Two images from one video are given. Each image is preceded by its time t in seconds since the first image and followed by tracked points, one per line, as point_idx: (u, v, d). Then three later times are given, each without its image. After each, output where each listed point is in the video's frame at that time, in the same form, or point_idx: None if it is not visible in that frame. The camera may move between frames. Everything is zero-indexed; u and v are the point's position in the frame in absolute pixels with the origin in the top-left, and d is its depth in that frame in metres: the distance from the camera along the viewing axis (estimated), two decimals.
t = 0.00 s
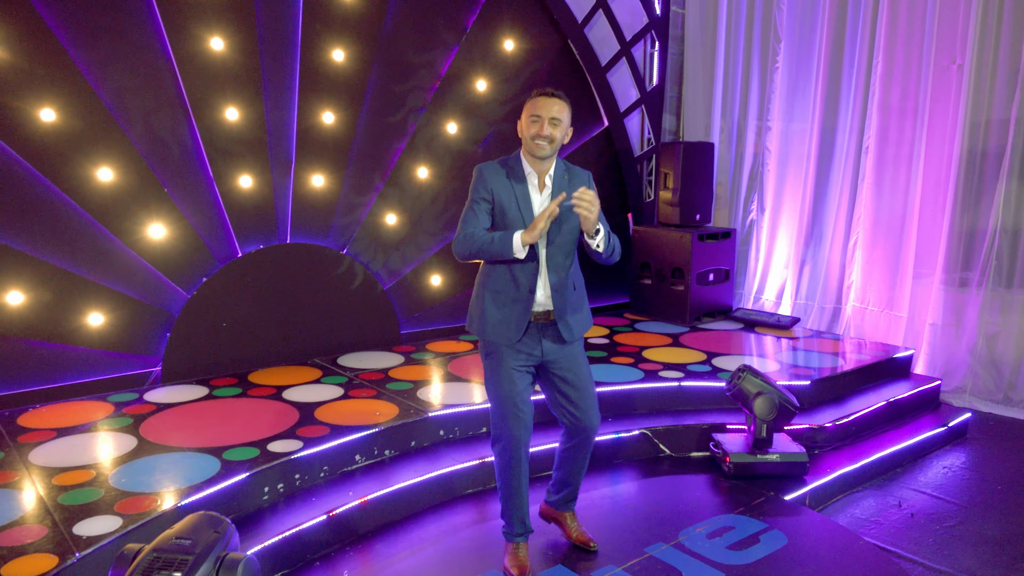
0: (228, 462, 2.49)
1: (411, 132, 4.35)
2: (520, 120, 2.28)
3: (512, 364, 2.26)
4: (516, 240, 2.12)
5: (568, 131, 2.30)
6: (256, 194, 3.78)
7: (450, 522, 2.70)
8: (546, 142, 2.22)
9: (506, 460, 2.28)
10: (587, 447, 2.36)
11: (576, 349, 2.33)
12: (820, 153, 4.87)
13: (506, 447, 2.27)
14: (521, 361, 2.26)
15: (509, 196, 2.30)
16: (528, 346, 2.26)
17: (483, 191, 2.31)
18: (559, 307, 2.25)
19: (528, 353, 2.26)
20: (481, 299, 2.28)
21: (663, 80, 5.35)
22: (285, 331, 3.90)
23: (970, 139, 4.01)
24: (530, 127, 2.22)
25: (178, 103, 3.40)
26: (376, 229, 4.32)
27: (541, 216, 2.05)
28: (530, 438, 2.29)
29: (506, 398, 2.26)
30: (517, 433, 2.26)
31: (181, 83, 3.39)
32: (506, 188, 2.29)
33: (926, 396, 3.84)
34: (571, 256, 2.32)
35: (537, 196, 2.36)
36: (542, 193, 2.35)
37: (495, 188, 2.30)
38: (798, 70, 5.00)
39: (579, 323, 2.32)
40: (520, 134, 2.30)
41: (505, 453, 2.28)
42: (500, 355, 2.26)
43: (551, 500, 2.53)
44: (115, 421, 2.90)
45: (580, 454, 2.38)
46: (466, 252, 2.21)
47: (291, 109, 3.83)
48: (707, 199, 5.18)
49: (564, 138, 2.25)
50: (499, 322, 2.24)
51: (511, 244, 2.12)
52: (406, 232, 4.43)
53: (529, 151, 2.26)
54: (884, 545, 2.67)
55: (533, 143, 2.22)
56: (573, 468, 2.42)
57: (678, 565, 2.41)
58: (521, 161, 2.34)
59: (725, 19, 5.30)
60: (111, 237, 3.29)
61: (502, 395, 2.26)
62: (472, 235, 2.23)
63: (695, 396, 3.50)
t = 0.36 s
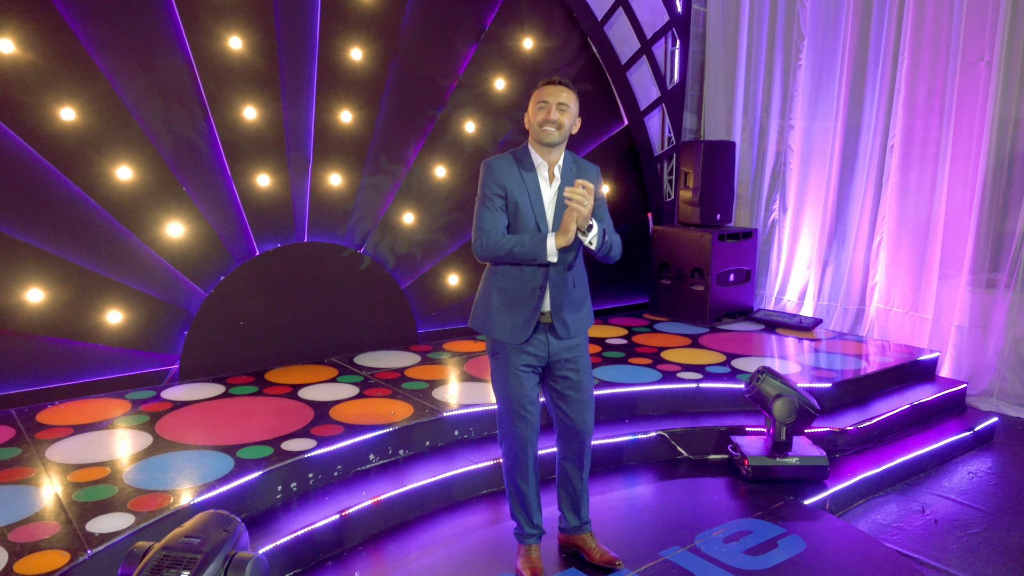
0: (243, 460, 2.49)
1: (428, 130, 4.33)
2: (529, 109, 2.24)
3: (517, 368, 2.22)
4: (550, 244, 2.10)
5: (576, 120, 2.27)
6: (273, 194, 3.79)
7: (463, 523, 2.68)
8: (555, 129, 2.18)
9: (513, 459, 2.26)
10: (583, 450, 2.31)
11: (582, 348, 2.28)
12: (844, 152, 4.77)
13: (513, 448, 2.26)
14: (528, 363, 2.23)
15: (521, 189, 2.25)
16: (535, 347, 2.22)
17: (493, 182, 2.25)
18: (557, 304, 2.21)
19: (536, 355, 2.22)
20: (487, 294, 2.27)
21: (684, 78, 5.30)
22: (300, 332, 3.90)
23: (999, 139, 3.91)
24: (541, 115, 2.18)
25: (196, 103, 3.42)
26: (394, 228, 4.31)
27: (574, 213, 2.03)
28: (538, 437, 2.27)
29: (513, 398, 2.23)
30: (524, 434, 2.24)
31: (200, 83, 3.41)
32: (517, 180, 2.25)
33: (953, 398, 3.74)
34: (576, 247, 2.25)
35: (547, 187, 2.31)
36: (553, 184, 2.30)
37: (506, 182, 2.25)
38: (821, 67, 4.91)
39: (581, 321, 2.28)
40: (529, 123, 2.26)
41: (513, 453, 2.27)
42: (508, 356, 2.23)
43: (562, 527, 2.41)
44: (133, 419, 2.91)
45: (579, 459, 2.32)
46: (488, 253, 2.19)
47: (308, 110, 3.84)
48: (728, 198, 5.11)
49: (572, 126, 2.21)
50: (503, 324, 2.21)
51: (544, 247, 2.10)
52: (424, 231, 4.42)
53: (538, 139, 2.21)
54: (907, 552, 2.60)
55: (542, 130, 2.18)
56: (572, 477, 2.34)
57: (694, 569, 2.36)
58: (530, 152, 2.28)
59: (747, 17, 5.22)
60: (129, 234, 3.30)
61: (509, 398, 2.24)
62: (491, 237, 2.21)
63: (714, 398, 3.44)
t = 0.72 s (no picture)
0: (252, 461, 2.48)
1: (443, 130, 4.31)
2: (545, 117, 2.22)
3: (539, 373, 2.19)
4: (558, 238, 2.03)
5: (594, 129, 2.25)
6: (288, 194, 3.80)
7: (474, 526, 2.65)
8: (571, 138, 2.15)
9: (528, 468, 2.22)
10: (624, 452, 2.26)
11: (604, 353, 2.27)
12: (866, 152, 4.68)
13: (530, 456, 2.21)
14: (550, 367, 2.20)
15: (535, 196, 2.21)
16: (556, 350, 2.20)
17: (508, 189, 2.21)
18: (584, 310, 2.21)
19: (557, 359, 2.21)
20: (497, 300, 2.23)
21: (703, 77, 5.23)
22: (314, 332, 3.91)
23: None
24: (557, 124, 2.16)
25: (211, 103, 3.43)
26: (409, 228, 4.30)
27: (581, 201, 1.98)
28: (553, 448, 2.22)
29: (530, 406, 2.19)
30: (542, 441, 2.20)
31: (215, 83, 3.42)
32: (532, 187, 2.21)
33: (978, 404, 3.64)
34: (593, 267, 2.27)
35: (562, 197, 2.30)
36: (567, 193, 2.29)
37: (521, 190, 2.21)
38: (844, 65, 4.82)
39: (601, 327, 2.28)
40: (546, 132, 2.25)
41: (528, 464, 2.22)
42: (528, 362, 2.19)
43: (589, 524, 2.41)
44: (146, 418, 2.92)
45: (616, 461, 2.28)
46: (499, 257, 2.12)
47: (323, 110, 3.83)
48: (747, 198, 5.04)
49: (588, 136, 2.18)
50: (521, 328, 2.17)
51: (553, 242, 2.03)
52: (439, 231, 4.40)
53: (554, 149, 2.19)
54: (929, 562, 2.53)
55: (559, 140, 2.16)
56: (607, 477, 2.31)
57: None
58: (546, 160, 2.26)
59: (767, 15, 5.14)
60: (144, 234, 3.32)
61: (527, 405, 2.19)
62: (503, 240, 2.14)
63: (731, 401, 3.38)
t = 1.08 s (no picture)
0: (258, 462, 2.46)
1: (457, 130, 4.28)
2: (581, 108, 2.17)
3: (569, 376, 2.13)
4: (608, 245, 2.01)
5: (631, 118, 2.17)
6: (300, 195, 3.79)
7: (481, 531, 2.61)
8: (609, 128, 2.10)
9: (546, 468, 2.18)
10: (634, 456, 2.21)
11: (637, 356, 2.17)
12: (889, 152, 4.57)
13: (549, 455, 2.17)
14: (579, 371, 2.13)
15: (576, 188, 2.16)
16: (590, 354, 2.12)
17: (547, 180, 2.16)
18: (615, 310, 2.10)
19: (590, 362, 2.13)
20: (540, 300, 2.17)
21: (722, 76, 5.15)
22: (326, 332, 3.89)
23: None
24: (593, 115, 2.10)
25: (224, 103, 3.44)
26: (422, 229, 4.27)
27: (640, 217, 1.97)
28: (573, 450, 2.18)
29: (557, 407, 2.14)
30: (564, 443, 2.16)
31: (227, 83, 3.43)
32: (572, 179, 2.16)
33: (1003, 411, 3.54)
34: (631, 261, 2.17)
35: (601, 188, 2.22)
36: (607, 184, 2.21)
37: (562, 181, 2.16)
38: (866, 63, 4.71)
39: (637, 327, 2.17)
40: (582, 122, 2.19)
41: (546, 465, 2.18)
42: (557, 364, 2.13)
43: (605, 541, 2.31)
44: (156, 418, 2.92)
45: (628, 469, 2.22)
46: (547, 256, 2.08)
47: (336, 110, 3.82)
48: (766, 199, 4.95)
49: (626, 125, 2.12)
50: (555, 329, 2.11)
51: (602, 248, 2.01)
52: (453, 231, 4.37)
53: (591, 139, 2.13)
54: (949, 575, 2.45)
55: (595, 130, 2.11)
56: (619, 490, 2.24)
57: None
58: (585, 151, 2.19)
59: (788, 13, 5.06)
60: (156, 233, 3.33)
61: (552, 406, 2.15)
62: (548, 238, 2.10)
63: (747, 406, 3.31)
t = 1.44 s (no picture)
0: (263, 464, 2.44)
1: (471, 130, 4.25)
2: (614, 113, 2.11)
3: (603, 381, 2.07)
4: (646, 252, 1.95)
5: (666, 120, 2.13)
6: (313, 196, 3.79)
7: (488, 537, 2.57)
8: (646, 135, 2.04)
9: (585, 476, 2.08)
10: (657, 464, 2.15)
11: (669, 362, 2.13)
12: (914, 152, 4.45)
13: (589, 466, 2.07)
14: (614, 376, 2.07)
15: (611, 195, 2.10)
16: (626, 359, 2.07)
17: (582, 186, 2.11)
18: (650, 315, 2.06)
19: (625, 367, 2.08)
20: (572, 306, 2.12)
21: (743, 76, 5.06)
22: (338, 333, 3.88)
23: None
24: (630, 123, 2.05)
25: (237, 103, 3.44)
26: (436, 230, 4.25)
27: (671, 219, 1.88)
28: (613, 458, 2.08)
29: (593, 412, 2.07)
30: (603, 451, 2.06)
31: (240, 84, 3.43)
32: (607, 184, 2.10)
33: None
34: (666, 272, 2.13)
35: (637, 194, 2.17)
36: (642, 190, 2.16)
37: (597, 187, 2.11)
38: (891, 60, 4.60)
39: (670, 332, 2.13)
40: (616, 130, 2.14)
41: (585, 473, 2.08)
42: (593, 368, 2.07)
43: (612, 547, 2.25)
44: (165, 418, 2.92)
45: (652, 475, 2.16)
46: (581, 265, 2.03)
47: (349, 111, 3.81)
48: (787, 200, 4.86)
49: (662, 128, 2.07)
50: (590, 333, 2.06)
51: (641, 255, 1.95)
52: (466, 232, 4.34)
53: (628, 147, 2.08)
54: None
55: (633, 137, 2.05)
56: (637, 496, 2.18)
57: None
58: (619, 156, 2.14)
59: (811, 11, 4.95)
60: (168, 234, 3.34)
61: (588, 413, 2.07)
62: (583, 248, 2.05)
63: (764, 412, 3.23)
